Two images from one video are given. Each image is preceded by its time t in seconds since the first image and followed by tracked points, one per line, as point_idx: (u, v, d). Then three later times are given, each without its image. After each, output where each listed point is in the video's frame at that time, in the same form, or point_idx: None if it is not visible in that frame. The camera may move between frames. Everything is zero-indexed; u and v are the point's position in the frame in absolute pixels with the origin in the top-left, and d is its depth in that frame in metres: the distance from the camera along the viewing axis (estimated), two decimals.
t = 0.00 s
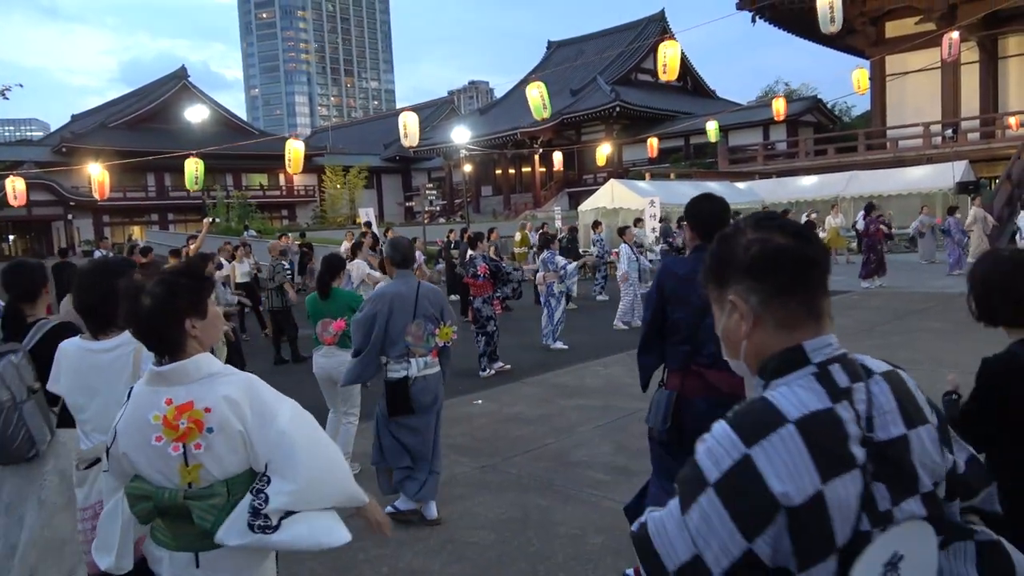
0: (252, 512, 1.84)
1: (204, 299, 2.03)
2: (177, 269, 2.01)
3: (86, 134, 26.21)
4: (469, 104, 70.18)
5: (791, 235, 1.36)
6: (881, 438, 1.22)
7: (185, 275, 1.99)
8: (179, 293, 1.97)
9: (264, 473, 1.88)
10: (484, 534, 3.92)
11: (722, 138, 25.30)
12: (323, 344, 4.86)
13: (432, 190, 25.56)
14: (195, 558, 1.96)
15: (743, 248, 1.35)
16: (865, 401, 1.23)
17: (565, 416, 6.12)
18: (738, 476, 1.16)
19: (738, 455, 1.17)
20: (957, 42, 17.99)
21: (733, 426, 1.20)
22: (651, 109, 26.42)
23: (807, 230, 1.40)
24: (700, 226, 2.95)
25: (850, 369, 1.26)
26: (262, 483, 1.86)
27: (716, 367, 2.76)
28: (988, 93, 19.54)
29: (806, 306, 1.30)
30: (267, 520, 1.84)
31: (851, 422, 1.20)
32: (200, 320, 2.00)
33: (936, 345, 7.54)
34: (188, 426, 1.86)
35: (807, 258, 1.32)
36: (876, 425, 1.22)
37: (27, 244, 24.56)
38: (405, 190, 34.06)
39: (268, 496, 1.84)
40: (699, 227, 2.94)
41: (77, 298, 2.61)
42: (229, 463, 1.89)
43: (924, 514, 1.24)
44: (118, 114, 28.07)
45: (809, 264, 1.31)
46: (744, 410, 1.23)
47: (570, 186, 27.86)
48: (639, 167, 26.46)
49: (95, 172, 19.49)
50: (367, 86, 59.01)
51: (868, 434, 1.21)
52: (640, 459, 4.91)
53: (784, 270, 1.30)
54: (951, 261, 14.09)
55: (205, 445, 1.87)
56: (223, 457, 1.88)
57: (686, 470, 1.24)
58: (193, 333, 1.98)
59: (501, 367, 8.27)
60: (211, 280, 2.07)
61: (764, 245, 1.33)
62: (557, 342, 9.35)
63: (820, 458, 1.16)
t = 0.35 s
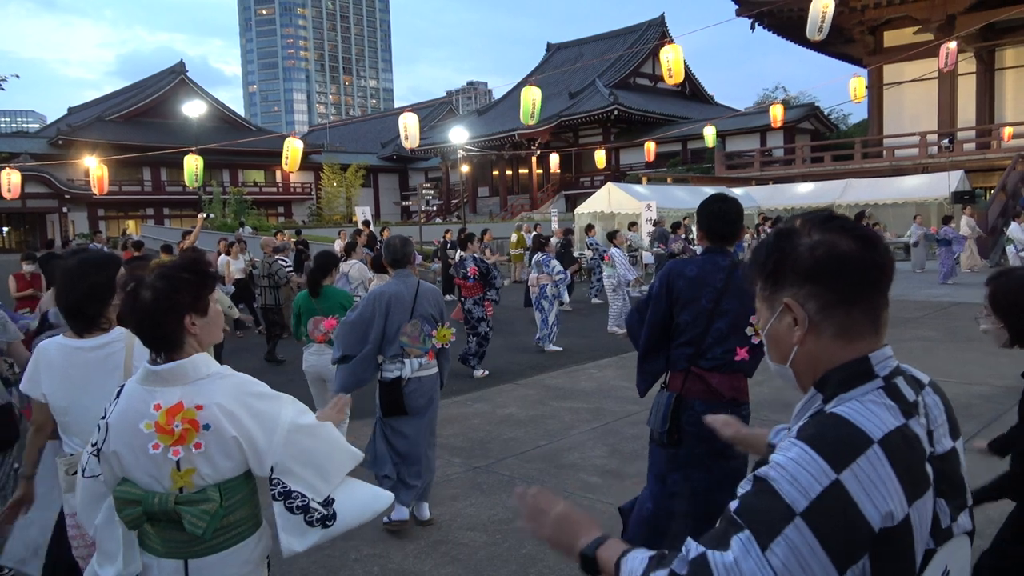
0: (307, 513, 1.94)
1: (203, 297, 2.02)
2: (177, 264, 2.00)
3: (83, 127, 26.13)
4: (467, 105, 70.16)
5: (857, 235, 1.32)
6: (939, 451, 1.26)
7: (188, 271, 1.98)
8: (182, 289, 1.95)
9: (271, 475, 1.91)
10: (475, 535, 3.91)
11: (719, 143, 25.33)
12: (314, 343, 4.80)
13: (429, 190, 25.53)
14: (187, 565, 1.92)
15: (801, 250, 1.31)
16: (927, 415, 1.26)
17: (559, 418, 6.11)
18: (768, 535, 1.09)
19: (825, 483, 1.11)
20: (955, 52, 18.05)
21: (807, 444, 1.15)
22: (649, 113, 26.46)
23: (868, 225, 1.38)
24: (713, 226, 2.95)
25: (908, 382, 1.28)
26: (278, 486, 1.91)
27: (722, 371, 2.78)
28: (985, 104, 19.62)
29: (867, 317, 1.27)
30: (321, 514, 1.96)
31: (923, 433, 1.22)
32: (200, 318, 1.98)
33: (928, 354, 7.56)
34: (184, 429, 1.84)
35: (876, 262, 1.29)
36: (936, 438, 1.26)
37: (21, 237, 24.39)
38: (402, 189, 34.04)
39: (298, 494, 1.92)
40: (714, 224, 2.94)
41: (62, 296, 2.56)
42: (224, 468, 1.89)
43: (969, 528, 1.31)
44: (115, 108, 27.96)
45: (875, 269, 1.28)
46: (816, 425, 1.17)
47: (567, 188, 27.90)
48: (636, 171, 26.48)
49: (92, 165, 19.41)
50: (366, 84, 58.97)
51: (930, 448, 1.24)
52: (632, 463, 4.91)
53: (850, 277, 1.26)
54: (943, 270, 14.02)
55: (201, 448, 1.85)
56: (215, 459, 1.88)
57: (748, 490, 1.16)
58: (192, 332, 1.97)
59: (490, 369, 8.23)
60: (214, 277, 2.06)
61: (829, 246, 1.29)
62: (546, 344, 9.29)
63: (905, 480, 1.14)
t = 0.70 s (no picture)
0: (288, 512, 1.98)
1: (194, 292, 2.02)
2: (168, 259, 2.00)
3: (98, 124, 26.29)
4: (480, 103, 70.10)
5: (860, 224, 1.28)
6: (914, 443, 1.24)
7: (180, 266, 1.99)
8: (173, 283, 1.96)
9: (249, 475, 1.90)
10: (485, 534, 3.91)
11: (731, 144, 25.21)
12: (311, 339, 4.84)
13: (441, 189, 25.54)
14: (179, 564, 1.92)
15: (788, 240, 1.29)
16: (898, 403, 1.25)
17: (569, 418, 6.10)
18: (732, 518, 1.16)
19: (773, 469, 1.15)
20: (972, 53, 17.86)
21: (762, 432, 1.18)
22: (661, 112, 26.37)
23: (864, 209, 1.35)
24: (703, 227, 2.85)
25: (881, 373, 1.26)
26: (255, 491, 1.89)
27: (716, 377, 2.72)
28: (1002, 105, 19.43)
29: (854, 312, 1.26)
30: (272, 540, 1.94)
31: (884, 422, 1.21)
32: (190, 314, 1.99)
33: (943, 357, 7.49)
34: (177, 426, 1.85)
35: (869, 254, 1.26)
36: (907, 429, 1.25)
37: (37, 232, 24.57)
38: (414, 188, 34.09)
39: (267, 506, 1.89)
40: (705, 225, 2.84)
41: (50, 292, 2.58)
42: (215, 465, 1.89)
43: (957, 532, 1.26)
44: (130, 105, 28.11)
45: (866, 258, 1.26)
46: (766, 414, 1.21)
47: (579, 188, 27.86)
48: (648, 171, 26.38)
49: (107, 162, 19.54)
50: (379, 83, 59.05)
51: (901, 439, 1.23)
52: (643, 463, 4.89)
53: (835, 270, 1.25)
54: (955, 273, 13.88)
55: (187, 448, 1.86)
56: (208, 456, 1.88)
57: (714, 487, 1.19)
58: (181, 327, 1.96)
59: (498, 368, 8.22)
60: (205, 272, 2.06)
61: (815, 237, 1.26)
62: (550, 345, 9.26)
63: (851, 459, 1.16)
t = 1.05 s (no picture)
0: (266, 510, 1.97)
1: (185, 288, 2.02)
2: (159, 254, 2.01)
3: (115, 121, 26.48)
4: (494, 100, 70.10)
5: (850, 224, 1.26)
6: (857, 454, 1.15)
7: (171, 262, 1.99)
8: (161, 278, 1.96)
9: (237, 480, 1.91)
10: (497, 531, 3.90)
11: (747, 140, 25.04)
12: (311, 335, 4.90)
13: (454, 186, 25.56)
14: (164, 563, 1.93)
15: (772, 240, 1.30)
16: (853, 410, 1.17)
17: (582, 415, 6.08)
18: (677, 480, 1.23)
19: (688, 448, 1.23)
20: (991, 47, 17.65)
21: (697, 418, 1.23)
22: (676, 109, 26.25)
23: (864, 200, 1.33)
24: (680, 227, 2.93)
25: (845, 378, 1.20)
26: (243, 490, 1.91)
27: (691, 377, 2.73)
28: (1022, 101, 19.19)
29: (829, 320, 1.26)
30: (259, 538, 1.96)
31: (816, 430, 1.16)
32: (179, 310, 1.99)
33: (961, 354, 7.40)
34: (160, 424, 1.85)
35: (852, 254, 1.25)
36: (855, 438, 1.16)
37: (55, 229, 24.81)
38: (428, 185, 34.12)
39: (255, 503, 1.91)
40: (681, 227, 2.93)
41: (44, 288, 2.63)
42: (201, 465, 1.90)
43: (906, 559, 1.14)
44: (147, 102, 28.31)
45: (848, 261, 1.25)
46: (705, 403, 1.25)
47: (593, 185, 27.80)
48: (663, 168, 26.26)
49: (125, 159, 19.69)
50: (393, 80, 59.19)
51: (841, 448, 1.15)
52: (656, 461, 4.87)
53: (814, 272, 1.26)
54: (971, 270, 13.75)
55: (176, 447, 1.86)
56: (194, 458, 1.89)
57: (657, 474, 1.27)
58: (170, 324, 1.97)
59: (512, 365, 8.22)
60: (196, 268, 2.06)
61: (793, 236, 1.28)
62: (561, 339, 9.24)
63: (756, 454, 1.17)
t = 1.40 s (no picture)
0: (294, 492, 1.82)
1: (179, 275, 1.98)
2: (155, 243, 1.98)
3: (136, 113, 26.71)
4: (512, 85, 69.76)
5: (881, 195, 1.19)
6: (859, 433, 1.12)
7: (164, 249, 1.96)
8: (151, 265, 1.93)
9: (241, 469, 1.83)
10: (520, 514, 3.89)
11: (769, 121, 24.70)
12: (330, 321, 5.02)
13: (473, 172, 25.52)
14: (164, 547, 1.92)
15: (800, 217, 1.27)
16: (860, 388, 1.14)
17: (603, 398, 6.07)
18: (695, 441, 1.27)
19: (707, 408, 1.28)
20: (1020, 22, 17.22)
21: (722, 384, 1.28)
22: (696, 91, 25.94)
23: (913, 166, 1.23)
24: (677, 210, 2.91)
25: (863, 355, 1.16)
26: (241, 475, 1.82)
27: (681, 362, 2.78)
28: None
29: (857, 299, 1.22)
30: (278, 524, 1.80)
31: (818, 406, 1.16)
32: (171, 298, 1.95)
33: (990, 335, 7.28)
34: (145, 411, 1.83)
35: (874, 226, 1.19)
36: (858, 417, 1.13)
37: (81, 220, 25.10)
38: (447, 171, 34.11)
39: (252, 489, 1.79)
40: (680, 211, 2.88)
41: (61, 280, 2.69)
42: (194, 453, 1.85)
43: (899, 543, 1.09)
44: (167, 93, 28.50)
45: (872, 234, 1.19)
46: (737, 374, 1.29)
47: (613, 168, 27.64)
48: (683, 150, 26.00)
49: (146, 149, 19.80)
50: (412, 66, 59.08)
51: (842, 425, 1.13)
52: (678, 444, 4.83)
53: (834, 248, 1.22)
54: (996, 249, 13.53)
55: (165, 429, 1.83)
56: (185, 445, 1.84)
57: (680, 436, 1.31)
58: (162, 311, 1.94)
59: (532, 350, 8.21)
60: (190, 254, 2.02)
61: (814, 208, 1.24)
62: (581, 322, 9.21)
63: (758, 420, 1.19)
